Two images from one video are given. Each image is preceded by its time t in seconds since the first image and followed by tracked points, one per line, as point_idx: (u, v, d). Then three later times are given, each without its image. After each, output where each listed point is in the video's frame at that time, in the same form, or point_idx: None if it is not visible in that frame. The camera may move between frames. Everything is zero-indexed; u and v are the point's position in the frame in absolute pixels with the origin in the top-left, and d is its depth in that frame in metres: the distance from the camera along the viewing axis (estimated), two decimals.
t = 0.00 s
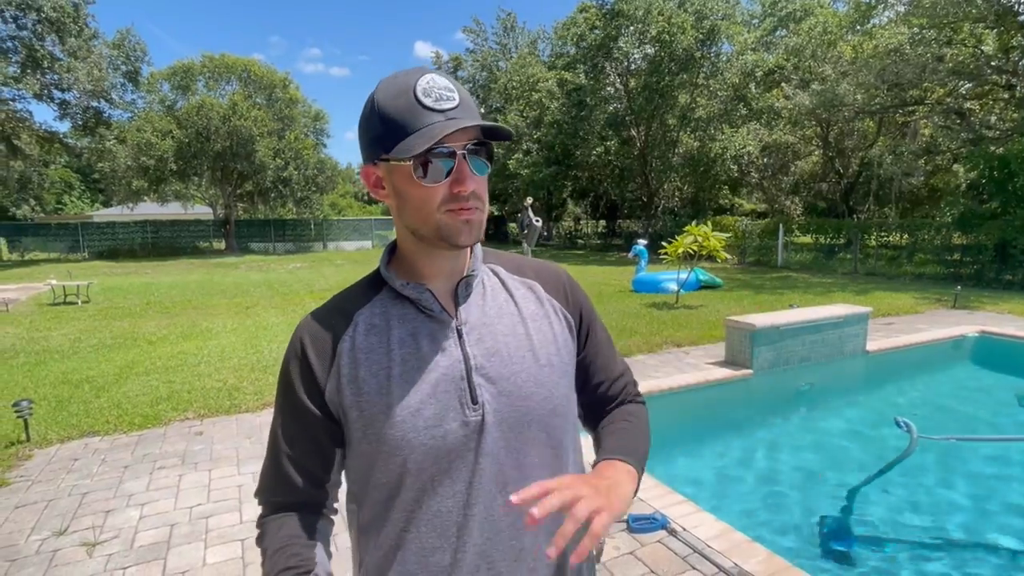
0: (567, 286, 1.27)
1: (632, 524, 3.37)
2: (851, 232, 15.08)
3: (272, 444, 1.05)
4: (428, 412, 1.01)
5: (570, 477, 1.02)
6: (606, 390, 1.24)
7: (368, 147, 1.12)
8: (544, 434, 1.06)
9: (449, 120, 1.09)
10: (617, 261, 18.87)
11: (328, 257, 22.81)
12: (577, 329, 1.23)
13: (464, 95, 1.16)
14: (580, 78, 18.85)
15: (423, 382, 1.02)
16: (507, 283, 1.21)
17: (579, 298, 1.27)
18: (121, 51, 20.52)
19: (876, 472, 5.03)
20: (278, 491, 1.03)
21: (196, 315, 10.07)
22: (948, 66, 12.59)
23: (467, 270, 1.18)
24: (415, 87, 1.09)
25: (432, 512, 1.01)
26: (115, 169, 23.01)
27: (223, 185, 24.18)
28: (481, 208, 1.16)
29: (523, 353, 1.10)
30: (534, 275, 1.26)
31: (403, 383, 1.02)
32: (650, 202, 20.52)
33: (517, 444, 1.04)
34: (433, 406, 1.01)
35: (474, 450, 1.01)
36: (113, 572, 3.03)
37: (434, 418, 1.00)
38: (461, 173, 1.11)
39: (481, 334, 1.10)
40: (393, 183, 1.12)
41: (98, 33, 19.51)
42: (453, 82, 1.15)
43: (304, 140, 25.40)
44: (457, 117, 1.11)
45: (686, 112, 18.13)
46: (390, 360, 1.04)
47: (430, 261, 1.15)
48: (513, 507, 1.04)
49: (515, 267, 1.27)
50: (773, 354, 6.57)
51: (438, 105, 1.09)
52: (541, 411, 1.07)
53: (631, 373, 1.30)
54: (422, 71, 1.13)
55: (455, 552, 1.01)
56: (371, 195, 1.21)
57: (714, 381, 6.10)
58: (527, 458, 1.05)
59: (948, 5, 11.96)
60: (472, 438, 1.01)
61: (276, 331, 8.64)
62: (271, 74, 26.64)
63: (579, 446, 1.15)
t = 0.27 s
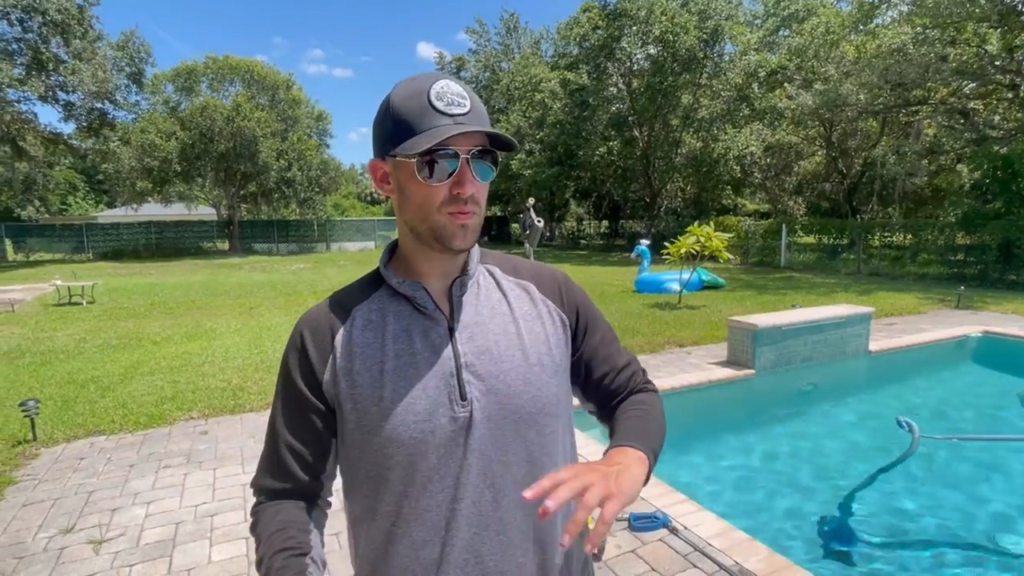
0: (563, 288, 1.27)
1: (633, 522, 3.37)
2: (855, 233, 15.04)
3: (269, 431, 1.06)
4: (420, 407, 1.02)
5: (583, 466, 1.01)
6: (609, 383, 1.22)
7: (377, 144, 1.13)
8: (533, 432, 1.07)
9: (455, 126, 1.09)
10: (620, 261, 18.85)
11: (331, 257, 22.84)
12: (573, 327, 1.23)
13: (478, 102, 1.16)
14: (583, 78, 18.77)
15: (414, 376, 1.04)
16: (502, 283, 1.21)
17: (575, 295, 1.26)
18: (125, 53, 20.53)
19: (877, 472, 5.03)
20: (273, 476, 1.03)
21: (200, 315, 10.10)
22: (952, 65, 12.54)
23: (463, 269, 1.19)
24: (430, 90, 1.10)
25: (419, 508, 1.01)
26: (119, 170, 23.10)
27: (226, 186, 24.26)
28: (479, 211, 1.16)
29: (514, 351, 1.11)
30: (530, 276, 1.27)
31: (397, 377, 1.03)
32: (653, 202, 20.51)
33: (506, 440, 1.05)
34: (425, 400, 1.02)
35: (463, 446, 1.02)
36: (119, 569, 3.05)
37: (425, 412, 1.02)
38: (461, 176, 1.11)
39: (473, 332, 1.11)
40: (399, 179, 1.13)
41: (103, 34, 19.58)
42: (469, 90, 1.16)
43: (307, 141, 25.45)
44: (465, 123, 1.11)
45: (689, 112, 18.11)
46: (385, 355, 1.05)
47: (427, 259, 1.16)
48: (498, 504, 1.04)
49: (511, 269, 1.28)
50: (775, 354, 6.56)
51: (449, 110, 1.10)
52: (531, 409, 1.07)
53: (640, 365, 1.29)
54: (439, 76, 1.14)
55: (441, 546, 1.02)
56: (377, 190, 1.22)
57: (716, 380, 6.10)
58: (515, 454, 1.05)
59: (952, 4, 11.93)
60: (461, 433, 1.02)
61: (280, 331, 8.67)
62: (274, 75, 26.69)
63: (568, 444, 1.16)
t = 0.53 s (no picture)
0: (560, 287, 1.29)
1: (635, 521, 3.37)
2: (858, 233, 14.99)
3: (272, 428, 1.05)
4: (423, 405, 1.02)
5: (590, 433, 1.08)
6: (606, 381, 1.26)
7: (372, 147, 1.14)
8: (533, 431, 1.08)
9: (444, 128, 1.10)
10: (623, 262, 18.83)
11: (334, 258, 22.87)
12: (570, 325, 1.25)
13: (469, 102, 1.16)
14: (586, 79, 18.78)
15: (417, 376, 1.04)
16: (500, 284, 1.22)
17: (572, 294, 1.29)
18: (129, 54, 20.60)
19: (880, 472, 5.02)
20: (278, 471, 1.02)
21: (204, 316, 10.12)
22: (956, 65, 12.51)
23: (463, 270, 1.19)
24: (420, 94, 1.10)
25: (422, 505, 1.02)
26: (123, 172, 23.17)
27: (230, 187, 24.32)
28: (471, 212, 1.17)
29: (514, 350, 1.11)
30: (528, 276, 1.28)
31: (400, 376, 1.04)
32: (655, 202, 20.50)
33: (507, 438, 1.06)
34: (428, 399, 1.03)
35: (466, 443, 1.03)
36: (125, 567, 3.06)
37: (429, 410, 1.02)
38: (451, 178, 1.12)
39: (475, 331, 1.12)
40: (394, 181, 1.14)
41: (107, 36, 19.65)
42: (459, 89, 1.16)
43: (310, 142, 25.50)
44: (454, 125, 1.12)
45: (692, 112, 18.11)
46: (388, 355, 1.05)
47: (424, 260, 1.16)
48: (501, 499, 1.06)
49: (509, 270, 1.29)
50: (777, 354, 6.55)
51: (438, 112, 1.11)
52: (531, 407, 1.09)
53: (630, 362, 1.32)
54: (428, 80, 1.15)
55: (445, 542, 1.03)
56: (376, 193, 1.23)
57: (718, 380, 6.10)
58: (516, 452, 1.06)
59: (956, 4, 11.90)
60: (464, 431, 1.03)
61: (283, 332, 8.68)
62: (277, 76, 26.74)
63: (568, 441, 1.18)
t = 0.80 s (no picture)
0: (560, 285, 1.30)
1: (637, 522, 3.37)
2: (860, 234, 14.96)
3: (271, 410, 0.98)
4: (427, 402, 1.03)
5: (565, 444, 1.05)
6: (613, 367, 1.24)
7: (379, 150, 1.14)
8: (535, 428, 1.10)
9: (452, 138, 1.09)
10: (625, 263, 18.82)
11: (337, 259, 22.91)
12: (570, 323, 1.26)
13: (478, 110, 1.16)
14: (588, 80, 18.81)
15: (421, 374, 1.05)
16: (501, 285, 1.23)
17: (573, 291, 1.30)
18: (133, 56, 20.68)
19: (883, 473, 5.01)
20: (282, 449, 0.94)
21: (207, 316, 10.15)
22: (959, 65, 12.50)
23: (465, 271, 1.20)
24: (429, 101, 1.09)
25: (423, 503, 1.03)
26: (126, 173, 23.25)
27: (232, 188, 24.38)
28: (476, 219, 1.16)
29: (516, 350, 1.13)
30: (528, 277, 1.29)
31: (406, 373, 1.04)
32: (658, 203, 20.50)
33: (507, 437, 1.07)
34: (433, 398, 1.04)
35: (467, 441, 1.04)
36: (128, 567, 3.07)
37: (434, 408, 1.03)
38: (458, 186, 1.11)
39: (478, 330, 1.12)
40: (401, 183, 1.14)
41: (111, 38, 19.73)
42: (468, 95, 1.15)
43: (313, 143, 25.54)
44: (462, 135, 1.11)
45: (694, 113, 18.10)
46: (393, 351, 1.05)
47: (427, 261, 1.16)
48: (504, 498, 1.07)
49: (509, 269, 1.29)
50: (779, 355, 6.54)
51: (447, 120, 1.10)
52: (533, 405, 1.10)
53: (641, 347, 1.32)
54: (440, 83, 1.14)
55: (447, 539, 1.04)
56: (381, 193, 1.23)
57: (720, 381, 6.10)
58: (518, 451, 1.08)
59: (958, 5, 11.89)
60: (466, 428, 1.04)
61: (286, 333, 8.70)
62: (280, 77, 26.81)
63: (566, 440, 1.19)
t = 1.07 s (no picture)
0: (562, 291, 1.33)
1: (639, 523, 3.36)
2: (862, 235, 14.94)
3: (285, 424, 0.96)
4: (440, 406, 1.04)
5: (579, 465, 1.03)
6: (602, 385, 1.28)
7: (399, 149, 1.12)
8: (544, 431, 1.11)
9: (478, 145, 1.10)
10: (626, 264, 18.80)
11: (338, 261, 22.93)
12: (573, 329, 1.29)
13: (499, 117, 1.17)
14: (590, 82, 18.82)
15: (434, 377, 1.06)
16: (509, 289, 1.24)
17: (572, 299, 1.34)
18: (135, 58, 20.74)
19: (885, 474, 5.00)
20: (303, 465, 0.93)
21: (208, 318, 10.17)
22: (960, 66, 12.51)
23: (474, 276, 1.21)
24: (454, 104, 1.09)
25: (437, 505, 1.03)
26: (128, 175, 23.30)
27: (234, 189, 24.41)
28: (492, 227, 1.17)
29: (526, 355, 1.15)
30: (533, 282, 1.31)
31: (418, 377, 1.05)
32: (659, 205, 20.49)
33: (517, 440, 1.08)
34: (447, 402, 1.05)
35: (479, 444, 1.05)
36: (130, 568, 3.07)
37: (447, 413, 1.04)
38: (480, 193, 1.11)
39: (489, 334, 1.14)
40: (416, 186, 1.12)
41: (114, 41, 19.80)
42: (489, 101, 1.16)
43: (314, 144, 25.57)
44: (485, 142, 1.12)
45: (696, 114, 18.11)
46: (407, 355, 1.06)
47: (440, 263, 1.16)
48: (517, 501, 1.08)
49: (514, 274, 1.31)
50: (782, 356, 6.53)
51: (471, 126, 1.11)
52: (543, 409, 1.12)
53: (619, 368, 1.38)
54: (464, 87, 1.14)
55: (460, 542, 1.04)
56: (392, 190, 1.21)
57: (722, 383, 6.09)
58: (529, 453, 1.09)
59: (959, 6, 11.89)
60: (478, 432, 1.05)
61: (287, 334, 8.70)
62: (282, 79, 26.86)
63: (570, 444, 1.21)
